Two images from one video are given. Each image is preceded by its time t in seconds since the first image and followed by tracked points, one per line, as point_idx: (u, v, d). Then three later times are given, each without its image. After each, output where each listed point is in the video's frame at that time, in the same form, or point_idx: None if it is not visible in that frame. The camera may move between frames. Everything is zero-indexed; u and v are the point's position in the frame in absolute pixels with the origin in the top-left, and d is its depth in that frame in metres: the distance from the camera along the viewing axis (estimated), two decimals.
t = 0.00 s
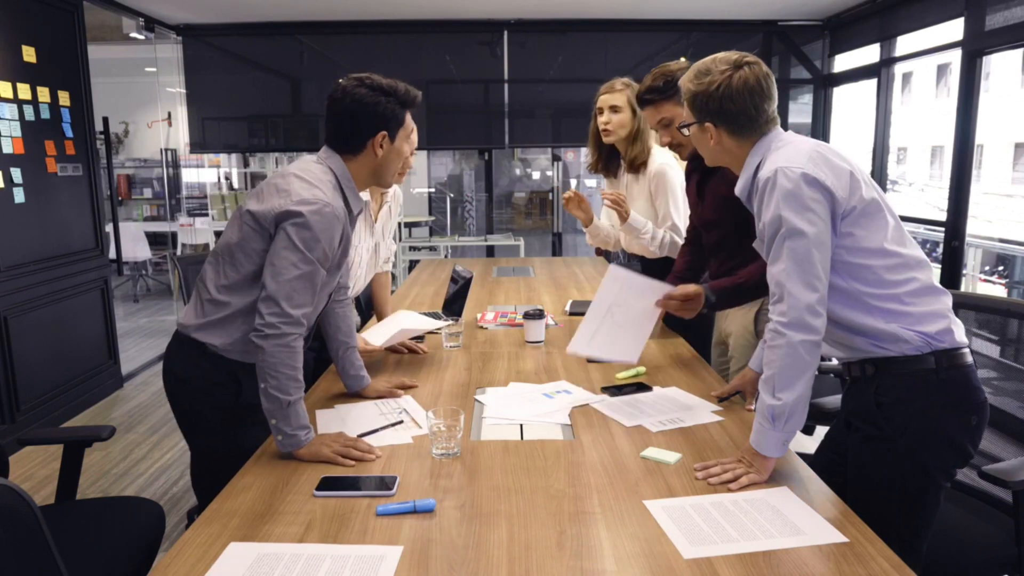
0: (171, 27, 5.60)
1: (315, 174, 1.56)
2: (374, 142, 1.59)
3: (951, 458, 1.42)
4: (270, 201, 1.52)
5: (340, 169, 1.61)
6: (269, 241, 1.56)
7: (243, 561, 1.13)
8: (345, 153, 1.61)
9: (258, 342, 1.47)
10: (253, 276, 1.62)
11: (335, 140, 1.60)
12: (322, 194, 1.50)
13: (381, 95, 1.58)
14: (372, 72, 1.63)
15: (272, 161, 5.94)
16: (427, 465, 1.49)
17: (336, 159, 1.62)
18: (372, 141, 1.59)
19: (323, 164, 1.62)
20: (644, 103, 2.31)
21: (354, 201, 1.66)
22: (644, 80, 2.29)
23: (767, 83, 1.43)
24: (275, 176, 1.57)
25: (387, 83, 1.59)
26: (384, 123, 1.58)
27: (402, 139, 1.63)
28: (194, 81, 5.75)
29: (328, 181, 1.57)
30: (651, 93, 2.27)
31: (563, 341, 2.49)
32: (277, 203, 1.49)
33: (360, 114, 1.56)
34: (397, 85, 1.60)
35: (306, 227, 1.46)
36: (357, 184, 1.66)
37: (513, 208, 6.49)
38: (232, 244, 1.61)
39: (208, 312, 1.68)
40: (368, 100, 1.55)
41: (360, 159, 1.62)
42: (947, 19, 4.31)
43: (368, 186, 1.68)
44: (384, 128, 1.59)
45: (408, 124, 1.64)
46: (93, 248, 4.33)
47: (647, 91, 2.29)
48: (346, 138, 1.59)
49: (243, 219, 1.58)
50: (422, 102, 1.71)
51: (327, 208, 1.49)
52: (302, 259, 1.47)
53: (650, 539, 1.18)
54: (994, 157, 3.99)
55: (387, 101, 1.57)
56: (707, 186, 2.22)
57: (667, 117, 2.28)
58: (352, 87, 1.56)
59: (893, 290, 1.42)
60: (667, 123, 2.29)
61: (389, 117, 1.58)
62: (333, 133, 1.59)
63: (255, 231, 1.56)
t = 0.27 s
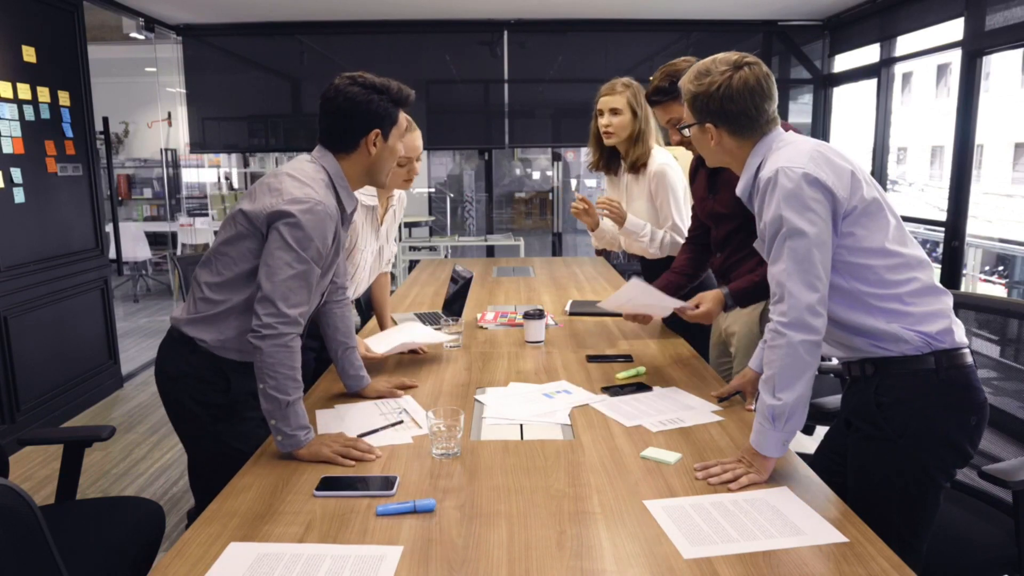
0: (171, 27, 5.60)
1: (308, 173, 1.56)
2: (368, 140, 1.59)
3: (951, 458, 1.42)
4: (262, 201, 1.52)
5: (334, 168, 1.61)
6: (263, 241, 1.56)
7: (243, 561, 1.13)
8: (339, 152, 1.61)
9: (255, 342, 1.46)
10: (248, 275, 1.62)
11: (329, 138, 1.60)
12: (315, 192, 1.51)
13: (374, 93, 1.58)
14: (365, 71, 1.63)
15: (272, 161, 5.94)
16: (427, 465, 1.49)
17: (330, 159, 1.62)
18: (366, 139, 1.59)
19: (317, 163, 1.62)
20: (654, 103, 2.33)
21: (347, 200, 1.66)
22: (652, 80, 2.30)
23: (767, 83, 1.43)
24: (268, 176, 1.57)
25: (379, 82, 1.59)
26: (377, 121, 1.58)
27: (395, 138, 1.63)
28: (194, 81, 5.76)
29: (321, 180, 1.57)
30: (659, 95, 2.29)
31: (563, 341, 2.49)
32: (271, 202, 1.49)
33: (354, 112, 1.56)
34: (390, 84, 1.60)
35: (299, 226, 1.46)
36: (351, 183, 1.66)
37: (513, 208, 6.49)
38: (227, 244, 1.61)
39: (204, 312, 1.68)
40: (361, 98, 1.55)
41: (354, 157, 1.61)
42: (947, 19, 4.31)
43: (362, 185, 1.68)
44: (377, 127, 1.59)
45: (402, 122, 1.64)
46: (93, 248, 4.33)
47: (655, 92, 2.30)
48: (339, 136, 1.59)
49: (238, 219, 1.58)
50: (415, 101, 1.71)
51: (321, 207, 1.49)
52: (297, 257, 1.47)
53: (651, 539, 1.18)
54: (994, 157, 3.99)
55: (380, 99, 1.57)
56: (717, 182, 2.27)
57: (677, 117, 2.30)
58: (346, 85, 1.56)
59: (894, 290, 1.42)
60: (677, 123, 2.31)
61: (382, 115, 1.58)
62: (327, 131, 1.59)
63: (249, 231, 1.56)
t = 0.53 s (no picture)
0: (171, 27, 5.60)
1: (306, 173, 1.56)
2: (367, 141, 1.59)
3: (950, 458, 1.42)
4: (259, 202, 1.52)
5: (332, 168, 1.61)
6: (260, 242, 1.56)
7: (243, 562, 1.13)
8: (338, 152, 1.61)
9: (252, 344, 1.47)
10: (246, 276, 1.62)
11: (329, 139, 1.60)
12: (312, 193, 1.50)
13: (374, 94, 1.57)
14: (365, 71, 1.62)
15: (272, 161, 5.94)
16: (427, 465, 1.49)
17: (328, 159, 1.62)
18: (365, 140, 1.59)
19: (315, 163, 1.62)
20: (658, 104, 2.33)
21: (345, 200, 1.66)
22: (656, 82, 2.29)
23: (766, 83, 1.43)
24: (266, 176, 1.57)
25: (379, 82, 1.59)
26: (377, 123, 1.58)
27: (394, 139, 1.63)
28: (194, 81, 5.76)
29: (319, 180, 1.57)
30: (662, 96, 2.29)
31: (563, 341, 2.50)
32: (268, 204, 1.49)
33: (353, 113, 1.56)
34: (390, 85, 1.60)
35: (296, 228, 1.46)
36: (348, 183, 1.66)
37: (513, 208, 6.49)
38: (225, 245, 1.61)
39: (202, 314, 1.68)
40: (361, 99, 1.55)
41: (353, 158, 1.61)
42: (947, 19, 4.31)
43: (360, 185, 1.68)
44: (376, 128, 1.59)
45: (402, 124, 1.64)
46: (93, 248, 4.33)
47: (658, 93, 2.30)
48: (338, 137, 1.59)
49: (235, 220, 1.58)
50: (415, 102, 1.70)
51: (318, 208, 1.49)
52: (293, 259, 1.47)
53: (651, 539, 1.19)
54: (994, 157, 3.99)
55: (379, 100, 1.57)
56: (718, 181, 2.29)
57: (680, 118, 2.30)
58: (346, 85, 1.56)
59: (894, 290, 1.42)
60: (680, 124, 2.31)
61: (382, 116, 1.58)
62: (326, 132, 1.59)
63: (247, 233, 1.57)
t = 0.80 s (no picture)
0: (171, 27, 5.60)
1: (304, 173, 1.56)
2: (367, 142, 1.59)
3: (951, 458, 1.42)
4: (256, 203, 1.52)
5: (332, 168, 1.61)
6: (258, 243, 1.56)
7: (243, 562, 1.13)
8: (339, 153, 1.61)
9: (249, 345, 1.47)
10: (245, 277, 1.61)
11: (330, 139, 1.60)
12: (310, 194, 1.50)
13: (375, 95, 1.57)
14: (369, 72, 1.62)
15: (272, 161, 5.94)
16: (427, 465, 1.49)
17: (329, 159, 1.62)
18: (366, 141, 1.59)
19: (315, 163, 1.62)
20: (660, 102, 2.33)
21: (344, 200, 1.65)
22: (658, 81, 2.29)
23: (765, 83, 1.43)
24: (264, 177, 1.57)
25: (382, 83, 1.59)
26: (378, 124, 1.58)
27: (395, 141, 1.63)
28: (194, 81, 5.76)
29: (317, 181, 1.56)
30: (664, 95, 2.29)
31: (563, 341, 2.50)
32: (264, 204, 1.49)
33: (355, 114, 1.56)
34: (394, 86, 1.60)
35: (292, 228, 1.46)
36: (348, 184, 1.66)
37: (513, 208, 6.49)
38: (224, 246, 1.61)
39: (202, 315, 1.68)
40: (362, 100, 1.55)
41: (354, 158, 1.62)
42: (947, 19, 4.31)
43: (360, 185, 1.68)
44: (377, 129, 1.59)
45: (404, 125, 1.64)
46: (93, 248, 4.33)
47: (660, 92, 2.30)
48: (340, 137, 1.59)
49: (234, 220, 1.58)
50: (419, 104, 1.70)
51: (315, 209, 1.49)
52: (290, 260, 1.47)
53: (651, 539, 1.19)
54: (994, 157, 3.99)
55: (380, 101, 1.57)
56: (717, 181, 2.29)
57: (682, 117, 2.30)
58: (348, 86, 1.56)
59: (894, 290, 1.42)
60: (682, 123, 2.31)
61: (383, 117, 1.58)
62: (328, 132, 1.60)
63: (245, 233, 1.56)
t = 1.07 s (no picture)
0: (172, 27, 5.60)
1: (298, 172, 1.56)
2: (364, 134, 1.59)
3: (951, 458, 1.42)
4: (250, 202, 1.52)
5: (327, 164, 1.62)
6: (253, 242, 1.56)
7: (243, 562, 1.13)
8: (334, 145, 1.61)
9: (247, 346, 1.47)
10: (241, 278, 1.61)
11: (327, 131, 1.60)
12: (304, 192, 1.50)
13: (372, 86, 1.57)
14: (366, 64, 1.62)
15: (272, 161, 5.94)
16: (427, 465, 1.49)
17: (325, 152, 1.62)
18: (362, 132, 1.59)
19: (310, 161, 1.62)
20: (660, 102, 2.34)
21: (338, 193, 1.65)
22: (658, 80, 2.29)
23: (765, 83, 1.43)
24: (258, 176, 1.57)
25: (379, 74, 1.58)
26: (373, 115, 1.58)
27: (391, 133, 1.62)
28: (194, 81, 5.76)
29: (311, 179, 1.56)
30: (664, 95, 2.29)
31: (563, 341, 2.50)
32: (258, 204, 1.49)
33: (350, 106, 1.56)
34: (390, 78, 1.59)
35: (286, 228, 1.46)
36: (343, 176, 1.66)
37: (513, 208, 6.49)
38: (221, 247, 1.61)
39: (201, 317, 1.68)
40: (358, 90, 1.55)
41: (349, 151, 1.61)
42: (947, 19, 4.31)
43: (356, 177, 1.68)
44: (372, 120, 1.58)
45: (400, 117, 1.63)
46: (93, 248, 4.33)
47: (660, 92, 2.30)
48: (337, 129, 1.58)
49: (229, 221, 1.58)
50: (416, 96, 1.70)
51: (309, 208, 1.48)
52: (285, 259, 1.46)
53: (651, 539, 1.19)
54: (994, 157, 3.99)
55: (376, 92, 1.57)
56: (716, 181, 2.29)
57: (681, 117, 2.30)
58: (345, 77, 1.56)
59: (894, 290, 1.42)
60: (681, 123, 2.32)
61: (378, 108, 1.58)
62: (325, 124, 1.59)
63: (240, 233, 1.56)
